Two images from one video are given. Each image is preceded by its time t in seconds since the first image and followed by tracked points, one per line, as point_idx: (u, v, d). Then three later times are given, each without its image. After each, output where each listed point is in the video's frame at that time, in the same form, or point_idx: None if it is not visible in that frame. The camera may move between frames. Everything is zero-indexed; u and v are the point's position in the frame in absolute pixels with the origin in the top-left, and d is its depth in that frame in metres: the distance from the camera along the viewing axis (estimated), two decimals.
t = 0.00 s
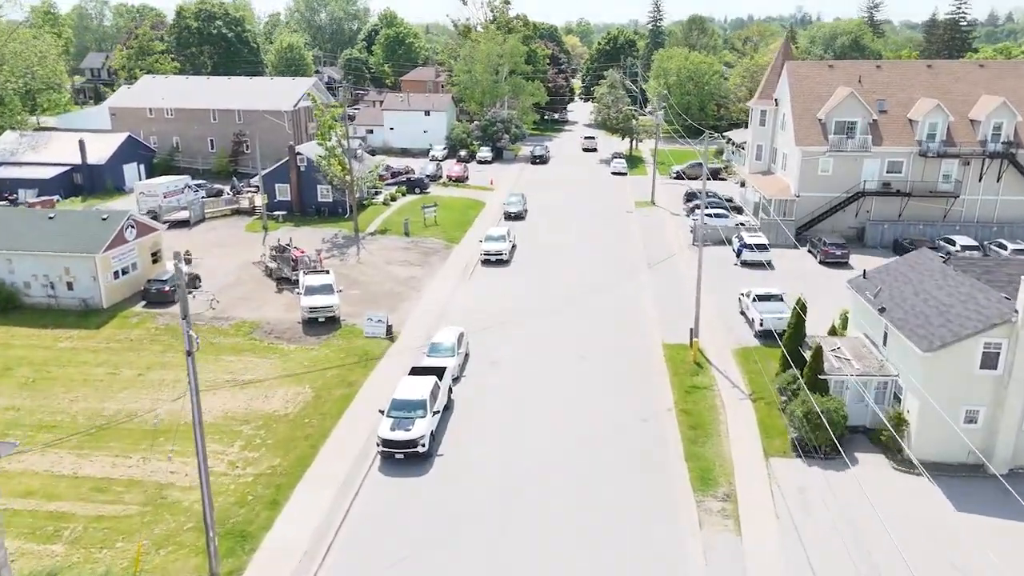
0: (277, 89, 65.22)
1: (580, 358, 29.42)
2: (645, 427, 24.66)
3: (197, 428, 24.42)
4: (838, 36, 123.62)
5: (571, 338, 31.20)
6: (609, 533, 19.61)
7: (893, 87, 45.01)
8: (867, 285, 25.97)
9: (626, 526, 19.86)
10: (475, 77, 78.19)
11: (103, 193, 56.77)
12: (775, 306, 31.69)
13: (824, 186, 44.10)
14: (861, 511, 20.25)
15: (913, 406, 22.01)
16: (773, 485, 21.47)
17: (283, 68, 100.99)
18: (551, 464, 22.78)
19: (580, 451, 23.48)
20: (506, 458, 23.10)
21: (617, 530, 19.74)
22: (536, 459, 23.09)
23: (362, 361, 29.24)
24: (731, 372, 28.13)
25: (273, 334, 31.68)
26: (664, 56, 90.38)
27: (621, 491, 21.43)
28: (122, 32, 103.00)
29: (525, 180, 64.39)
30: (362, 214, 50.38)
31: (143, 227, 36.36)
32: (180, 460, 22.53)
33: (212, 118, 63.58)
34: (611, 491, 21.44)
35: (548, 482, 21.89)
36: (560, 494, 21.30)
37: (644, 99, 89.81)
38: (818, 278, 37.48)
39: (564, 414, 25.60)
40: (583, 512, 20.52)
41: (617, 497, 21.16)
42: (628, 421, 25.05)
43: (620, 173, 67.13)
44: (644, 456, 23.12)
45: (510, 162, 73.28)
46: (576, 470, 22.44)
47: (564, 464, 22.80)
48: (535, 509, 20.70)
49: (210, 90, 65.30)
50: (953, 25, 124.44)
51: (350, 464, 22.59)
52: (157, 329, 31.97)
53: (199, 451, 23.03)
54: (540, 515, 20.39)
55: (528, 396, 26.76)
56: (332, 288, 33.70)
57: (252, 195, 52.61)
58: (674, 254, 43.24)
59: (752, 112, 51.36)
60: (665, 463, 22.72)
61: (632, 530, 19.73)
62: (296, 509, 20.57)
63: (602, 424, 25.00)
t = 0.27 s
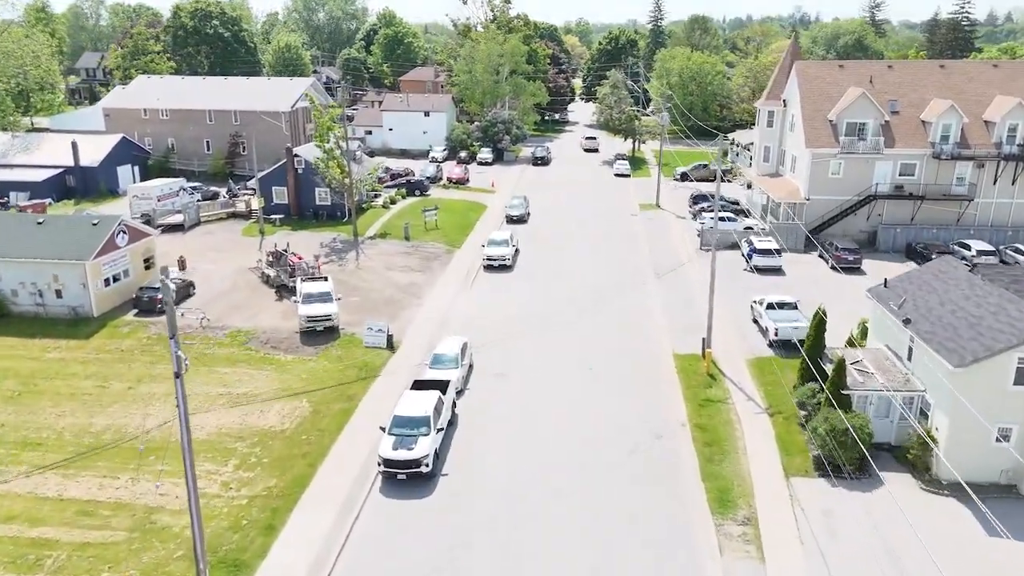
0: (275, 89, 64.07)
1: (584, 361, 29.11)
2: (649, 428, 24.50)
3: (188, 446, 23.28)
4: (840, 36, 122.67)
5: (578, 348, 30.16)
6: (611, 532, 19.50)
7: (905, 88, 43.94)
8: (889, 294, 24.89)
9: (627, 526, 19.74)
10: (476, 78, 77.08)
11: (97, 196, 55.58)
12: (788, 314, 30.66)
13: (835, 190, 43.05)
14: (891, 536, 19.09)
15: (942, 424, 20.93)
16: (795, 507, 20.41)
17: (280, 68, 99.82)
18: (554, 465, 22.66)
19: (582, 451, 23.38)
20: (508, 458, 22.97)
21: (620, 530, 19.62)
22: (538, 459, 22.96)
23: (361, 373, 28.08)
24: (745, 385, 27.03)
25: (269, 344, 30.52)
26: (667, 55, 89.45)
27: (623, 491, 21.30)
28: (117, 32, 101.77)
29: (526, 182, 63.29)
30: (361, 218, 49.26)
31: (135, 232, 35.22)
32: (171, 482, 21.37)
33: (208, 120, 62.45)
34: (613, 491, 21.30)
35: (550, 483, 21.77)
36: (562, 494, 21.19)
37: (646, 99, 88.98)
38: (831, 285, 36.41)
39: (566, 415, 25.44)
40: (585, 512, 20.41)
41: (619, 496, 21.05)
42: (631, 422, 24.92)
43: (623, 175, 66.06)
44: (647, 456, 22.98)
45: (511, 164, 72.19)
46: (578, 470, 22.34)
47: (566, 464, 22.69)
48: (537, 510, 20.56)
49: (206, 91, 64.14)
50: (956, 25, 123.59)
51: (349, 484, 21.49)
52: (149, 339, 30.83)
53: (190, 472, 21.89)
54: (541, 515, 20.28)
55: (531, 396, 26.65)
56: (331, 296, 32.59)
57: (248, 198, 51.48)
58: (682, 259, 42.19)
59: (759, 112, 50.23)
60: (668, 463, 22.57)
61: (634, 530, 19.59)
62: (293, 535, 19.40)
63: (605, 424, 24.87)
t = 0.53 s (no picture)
0: (261, 90, 62.57)
1: (580, 365, 28.59)
2: (647, 433, 24.13)
3: (172, 470, 21.98)
4: (832, 36, 122.31)
5: (579, 359, 29.11)
6: (609, 540, 19.13)
7: (907, 89, 43.18)
8: (904, 305, 24.02)
9: (626, 534, 19.37)
10: (467, 78, 75.90)
11: (78, 200, 54.01)
12: (794, 322, 29.73)
13: (837, 192, 42.20)
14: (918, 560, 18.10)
15: (965, 442, 20.06)
16: (815, 530, 19.42)
17: (266, 69, 98.22)
18: (551, 471, 22.22)
19: (579, 456, 22.96)
20: (505, 465, 22.52)
21: (619, 538, 19.22)
22: (536, 466, 22.51)
23: (354, 388, 26.86)
24: (754, 397, 26.02)
25: (257, 357, 29.25)
26: (659, 55, 88.47)
27: (622, 497, 20.92)
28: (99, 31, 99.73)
29: (520, 185, 62.18)
30: (352, 222, 47.98)
31: (117, 240, 33.88)
32: (152, 511, 20.07)
33: (193, 122, 60.92)
34: (612, 497, 20.91)
35: (548, 487, 21.45)
36: (561, 499, 20.89)
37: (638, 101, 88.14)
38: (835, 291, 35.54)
39: (563, 420, 25.01)
40: (583, 515, 20.17)
41: (618, 503, 20.65)
42: (629, 424, 24.69)
43: (617, 177, 65.04)
44: (646, 463, 22.59)
45: (503, 166, 71.03)
46: (576, 475, 21.96)
47: (564, 469, 22.29)
48: (535, 518, 20.11)
49: (191, 92, 62.58)
50: (947, 25, 123.50)
51: (344, 508, 20.36)
52: (131, 352, 29.51)
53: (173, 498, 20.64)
54: (539, 523, 19.86)
55: (529, 404, 25.98)
56: (322, 306, 31.37)
57: (235, 202, 50.06)
58: (681, 264, 41.24)
59: (758, 113, 49.32)
60: (667, 469, 22.22)
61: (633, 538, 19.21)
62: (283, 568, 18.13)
63: (602, 429, 24.47)
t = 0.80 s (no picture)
0: (250, 91, 61.16)
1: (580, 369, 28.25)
2: (647, 434, 23.94)
3: (155, 495, 20.69)
4: (826, 36, 121.83)
5: (582, 370, 28.11)
6: (609, 542, 18.96)
7: (913, 90, 42.33)
8: (923, 315, 23.01)
9: (627, 535, 19.25)
10: (460, 79, 74.70)
11: (60, 204, 52.45)
12: (803, 331, 28.74)
13: (841, 195, 41.29)
14: None
15: (995, 462, 19.03)
16: (838, 555, 18.38)
17: (255, 69, 96.66)
18: (551, 473, 22.01)
19: (579, 458, 22.77)
20: (505, 466, 22.32)
21: (620, 541, 19.02)
22: (535, 468, 22.29)
23: (348, 405, 25.62)
24: (765, 411, 25.00)
25: (246, 371, 27.95)
26: (653, 55, 87.54)
27: (622, 499, 20.72)
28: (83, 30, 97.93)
29: (515, 187, 61.05)
30: (344, 227, 46.72)
31: (99, 248, 32.52)
32: (133, 542, 18.76)
33: (180, 123, 59.44)
34: (612, 500, 20.69)
35: (548, 488, 21.31)
36: (561, 500, 20.75)
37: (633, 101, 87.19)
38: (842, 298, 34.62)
39: (563, 421, 24.79)
40: (583, 516, 20.04)
41: (618, 505, 20.50)
42: (630, 424, 24.53)
43: (613, 179, 64.01)
44: (646, 464, 22.36)
45: (497, 167, 69.91)
46: (576, 476, 21.80)
47: (563, 471, 22.13)
48: (535, 520, 19.93)
49: (178, 93, 61.11)
50: (940, 25, 123.27)
51: (340, 536, 19.19)
52: (113, 367, 28.16)
53: (156, 527, 19.36)
54: (539, 526, 19.64)
55: (530, 414, 25.20)
56: (314, 317, 30.14)
57: (223, 206, 48.71)
58: (683, 270, 40.28)
59: (759, 114, 48.40)
60: (666, 469, 22.07)
61: (633, 541, 19.01)
62: None
63: (602, 429, 24.29)
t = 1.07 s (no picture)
0: (238, 92, 59.70)
1: (580, 377, 27.66)
2: (648, 440, 23.53)
3: (136, 527, 19.38)
4: (820, 36, 121.12)
5: (587, 385, 26.98)
6: (611, 551, 18.56)
7: (918, 91, 41.48)
8: (946, 329, 22.04)
9: (629, 544, 18.82)
10: (453, 80, 73.44)
11: (42, 210, 50.88)
12: (814, 341, 27.69)
13: (846, 199, 40.35)
14: None
15: None
16: None
17: (243, 70, 95.08)
18: (550, 480, 21.56)
19: (578, 464, 22.36)
20: (504, 471, 21.93)
21: (622, 548, 18.67)
22: (536, 475, 21.84)
23: (341, 425, 24.35)
24: (779, 427, 23.92)
25: (234, 388, 26.62)
26: (648, 55, 86.53)
27: (624, 505, 20.38)
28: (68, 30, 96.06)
29: (510, 190, 59.88)
30: (335, 233, 45.40)
31: (79, 257, 31.13)
32: None
33: (166, 126, 57.95)
34: (611, 503, 20.41)
35: (548, 496, 20.85)
36: (562, 508, 20.28)
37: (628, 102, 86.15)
38: (850, 306, 33.65)
39: (564, 426, 24.36)
40: (585, 525, 19.58)
41: (620, 513, 20.04)
42: (632, 430, 24.06)
43: (610, 181, 62.93)
44: (648, 469, 22.03)
45: (491, 170, 68.72)
46: (576, 484, 21.33)
47: (564, 478, 21.65)
48: (535, 528, 19.51)
49: (164, 94, 59.60)
50: (935, 25, 122.61)
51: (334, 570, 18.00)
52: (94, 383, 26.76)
53: (136, 562, 18.05)
54: (540, 534, 19.20)
55: (533, 429, 24.25)
56: (305, 329, 28.87)
57: (211, 211, 47.32)
58: (685, 276, 39.25)
59: (760, 116, 47.43)
60: (669, 475, 21.72)
61: (635, 546, 18.73)
62: None
63: (603, 436, 23.83)
